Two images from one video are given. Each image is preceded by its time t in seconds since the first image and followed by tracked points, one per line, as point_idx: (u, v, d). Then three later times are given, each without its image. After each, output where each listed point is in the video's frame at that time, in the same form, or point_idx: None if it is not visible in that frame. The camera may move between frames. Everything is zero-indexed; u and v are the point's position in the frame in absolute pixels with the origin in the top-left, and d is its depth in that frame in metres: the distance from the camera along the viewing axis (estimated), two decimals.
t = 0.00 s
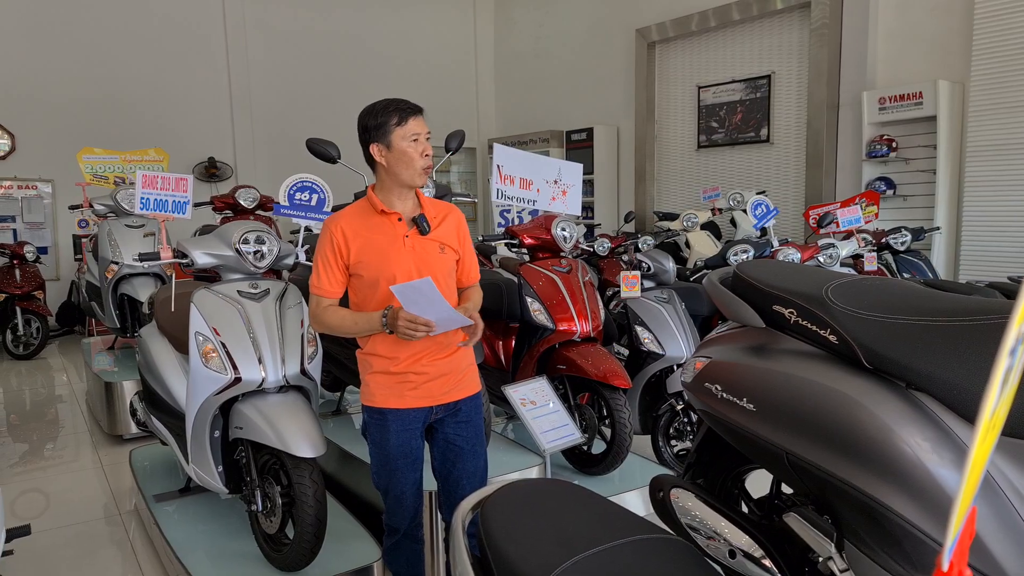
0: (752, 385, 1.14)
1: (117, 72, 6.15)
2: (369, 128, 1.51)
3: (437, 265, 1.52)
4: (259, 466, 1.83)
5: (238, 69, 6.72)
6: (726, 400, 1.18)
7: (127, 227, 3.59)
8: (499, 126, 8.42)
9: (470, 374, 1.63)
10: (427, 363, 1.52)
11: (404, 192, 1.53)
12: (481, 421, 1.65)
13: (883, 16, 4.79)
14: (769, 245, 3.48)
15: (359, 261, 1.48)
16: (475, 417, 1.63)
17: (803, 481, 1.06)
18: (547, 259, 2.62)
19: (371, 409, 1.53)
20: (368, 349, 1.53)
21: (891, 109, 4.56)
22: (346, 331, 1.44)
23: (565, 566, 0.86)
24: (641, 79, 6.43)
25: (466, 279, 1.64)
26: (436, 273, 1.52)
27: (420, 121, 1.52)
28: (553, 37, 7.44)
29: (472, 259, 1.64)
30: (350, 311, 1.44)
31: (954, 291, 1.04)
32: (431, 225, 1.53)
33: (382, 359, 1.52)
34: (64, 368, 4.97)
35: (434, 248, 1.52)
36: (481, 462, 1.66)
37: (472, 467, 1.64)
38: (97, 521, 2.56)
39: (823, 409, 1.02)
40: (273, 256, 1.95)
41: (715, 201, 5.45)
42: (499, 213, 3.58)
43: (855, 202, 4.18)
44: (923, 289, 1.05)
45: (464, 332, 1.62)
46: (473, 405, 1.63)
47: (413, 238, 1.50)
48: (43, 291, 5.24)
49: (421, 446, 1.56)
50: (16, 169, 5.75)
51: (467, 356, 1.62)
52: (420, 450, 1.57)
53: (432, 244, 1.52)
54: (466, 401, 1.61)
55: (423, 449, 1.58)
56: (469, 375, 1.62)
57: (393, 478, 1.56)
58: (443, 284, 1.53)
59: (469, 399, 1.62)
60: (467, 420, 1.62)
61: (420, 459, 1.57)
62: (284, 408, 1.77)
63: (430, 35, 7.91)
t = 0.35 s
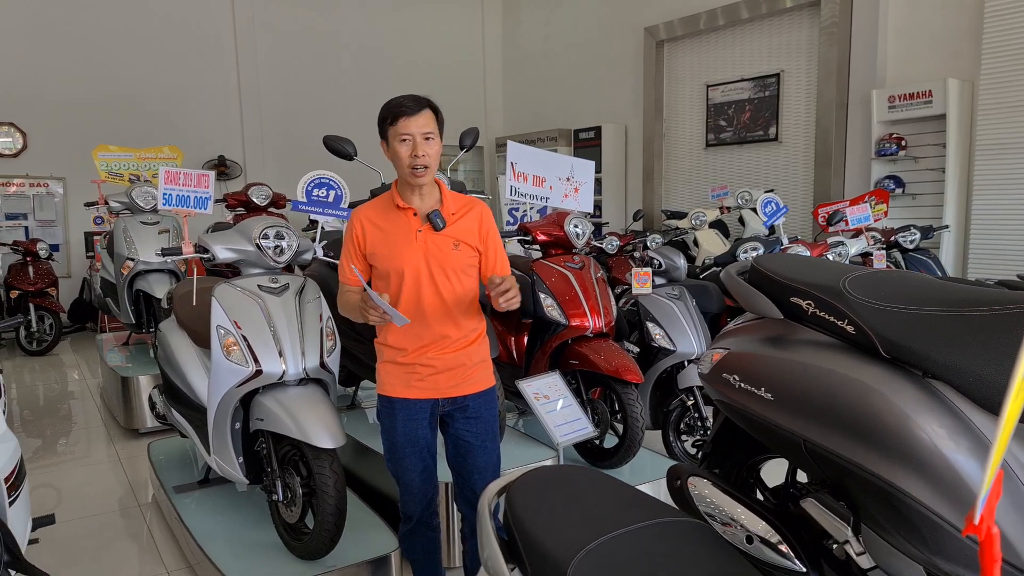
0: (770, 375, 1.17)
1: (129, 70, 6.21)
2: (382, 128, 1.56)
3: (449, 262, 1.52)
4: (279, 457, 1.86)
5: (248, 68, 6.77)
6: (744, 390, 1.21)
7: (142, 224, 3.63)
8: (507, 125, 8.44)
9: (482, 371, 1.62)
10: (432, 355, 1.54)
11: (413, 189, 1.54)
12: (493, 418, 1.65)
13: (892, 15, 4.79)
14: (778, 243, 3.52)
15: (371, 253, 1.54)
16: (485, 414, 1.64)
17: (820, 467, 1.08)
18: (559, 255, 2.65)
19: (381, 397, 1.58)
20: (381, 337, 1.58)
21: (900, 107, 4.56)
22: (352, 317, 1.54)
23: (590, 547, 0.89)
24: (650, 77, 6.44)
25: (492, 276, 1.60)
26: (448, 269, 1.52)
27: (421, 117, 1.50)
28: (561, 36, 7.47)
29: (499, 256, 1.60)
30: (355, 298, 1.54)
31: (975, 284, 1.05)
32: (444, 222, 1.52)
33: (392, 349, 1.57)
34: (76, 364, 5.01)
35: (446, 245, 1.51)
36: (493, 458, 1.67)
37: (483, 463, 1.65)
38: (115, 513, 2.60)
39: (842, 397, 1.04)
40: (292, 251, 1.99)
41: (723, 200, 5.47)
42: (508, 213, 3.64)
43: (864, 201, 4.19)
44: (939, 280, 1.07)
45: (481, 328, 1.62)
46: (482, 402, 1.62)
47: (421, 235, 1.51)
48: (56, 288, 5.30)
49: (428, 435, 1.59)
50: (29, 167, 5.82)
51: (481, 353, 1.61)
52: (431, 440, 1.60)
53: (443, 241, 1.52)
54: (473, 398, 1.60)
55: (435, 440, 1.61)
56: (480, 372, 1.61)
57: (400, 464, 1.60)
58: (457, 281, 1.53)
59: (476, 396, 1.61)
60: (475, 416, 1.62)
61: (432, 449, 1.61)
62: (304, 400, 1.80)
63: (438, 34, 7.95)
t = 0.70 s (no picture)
0: (779, 371, 1.18)
1: (137, 71, 6.24)
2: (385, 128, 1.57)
3: (442, 261, 1.49)
4: (291, 454, 1.88)
5: (255, 69, 6.80)
6: (753, 386, 1.23)
7: (152, 224, 3.66)
8: (512, 124, 8.46)
9: (478, 374, 1.57)
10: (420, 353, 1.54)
11: (410, 188, 1.53)
12: (489, 420, 1.61)
13: (898, 13, 4.79)
14: (785, 243, 3.53)
15: (375, 253, 1.58)
16: (478, 416, 1.58)
17: (829, 462, 1.10)
18: (567, 254, 2.67)
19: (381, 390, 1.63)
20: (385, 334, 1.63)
21: (906, 106, 4.56)
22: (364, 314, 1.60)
23: (605, 539, 0.91)
24: (655, 77, 6.45)
25: (498, 276, 1.53)
26: (442, 269, 1.49)
27: (407, 114, 1.49)
28: (566, 36, 7.48)
29: (503, 255, 1.52)
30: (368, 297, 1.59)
31: (986, 281, 1.05)
32: (438, 221, 1.49)
33: (392, 344, 1.60)
34: (85, 364, 5.04)
35: (440, 245, 1.49)
36: (491, 462, 1.63)
37: (479, 465, 1.61)
38: (126, 511, 2.63)
39: (851, 392, 1.06)
40: (303, 250, 2.01)
41: (729, 199, 5.47)
42: (514, 212, 3.66)
43: (870, 200, 4.19)
44: (948, 277, 1.08)
45: (479, 329, 1.58)
46: (472, 404, 1.57)
47: (414, 234, 1.50)
48: (64, 288, 5.34)
49: (421, 431, 1.59)
50: (38, 168, 5.85)
51: (477, 355, 1.57)
52: (429, 437, 1.61)
53: (437, 240, 1.49)
54: (462, 400, 1.56)
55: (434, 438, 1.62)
56: (474, 374, 1.57)
57: (397, 456, 1.62)
58: (452, 281, 1.50)
59: (465, 398, 1.56)
60: (465, 417, 1.58)
61: (430, 446, 1.61)
62: (315, 398, 1.82)
63: (443, 34, 7.97)
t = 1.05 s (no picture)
0: (781, 374, 1.17)
1: (142, 71, 6.26)
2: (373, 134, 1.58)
3: (414, 268, 1.48)
4: (293, 455, 1.89)
5: (260, 69, 6.82)
6: (755, 389, 1.22)
7: (157, 224, 3.66)
8: (516, 124, 8.45)
9: (450, 381, 1.53)
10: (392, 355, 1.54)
11: (391, 194, 1.53)
12: (457, 431, 1.55)
13: (904, 12, 4.76)
14: (789, 243, 3.52)
15: (358, 258, 1.60)
16: (448, 420, 1.54)
17: (832, 467, 1.09)
18: (570, 255, 2.66)
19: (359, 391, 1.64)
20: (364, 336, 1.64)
21: (912, 106, 4.53)
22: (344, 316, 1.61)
23: (605, 543, 0.90)
24: (660, 76, 6.43)
25: (475, 284, 1.49)
26: (415, 276, 1.48)
27: (384, 122, 1.48)
28: (571, 35, 7.46)
29: (479, 263, 1.48)
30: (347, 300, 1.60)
31: (990, 284, 1.04)
32: (413, 228, 1.48)
33: (368, 347, 1.61)
34: (90, 363, 5.06)
35: (414, 252, 1.48)
36: (461, 474, 1.58)
37: (455, 470, 1.57)
38: (130, 511, 2.63)
39: (854, 396, 1.05)
40: (305, 251, 2.01)
41: (734, 199, 5.46)
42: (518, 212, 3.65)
43: (875, 200, 4.17)
44: (952, 280, 1.07)
45: (455, 336, 1.55)
46: (439, 411, 1.54)
47: (390, 240, 1.51)
48: (70, 287, 5.36)
49: (397, 433, 1.58)
50: (44, 168, 5.88)
51: (449, 362, 1.53)
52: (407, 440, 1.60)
53: (411, 247, 1.49)
54: (430, 405, 1.53)
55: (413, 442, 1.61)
56: (445, 380, 1.53)
57: (377, 457, 1.62)
58: (424, 287, 1.48)
59: (434, 404, 1.53)
60: (434, 425, 1.55)
61: (408, 447, 1.60)
62: (316, 398, 1.82)
63: (447, 33, 7.97)
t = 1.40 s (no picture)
0: (800, 378, 1.16)
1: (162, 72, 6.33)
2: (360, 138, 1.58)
3: (404, 270, 1.47)
4: (307, 455, 1.90)
5: (278, 70, 6.87)
6: (774, 394, 1.20)
7: (175, 224, 3.70)
8: (532, 124, 8.45)
9: (436, 385, 1.49)
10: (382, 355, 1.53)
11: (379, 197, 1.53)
12: (429, 437, 1.49)
13: (926, 9, 4.69)
14: (808, 244, 3.49)
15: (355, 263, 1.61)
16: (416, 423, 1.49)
17: (852, 473, 1.07)
18: (584, 255, 2.65)
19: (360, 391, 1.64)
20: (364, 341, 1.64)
21: (935, 105, 4.46)
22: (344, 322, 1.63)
23: (618, 549, 0.89)
24: (676, 75, 6.38)
25: (466, 285, 1.47)
26: (405, 278, 1.47)
27: (362, 125, 1.47)
28: (587, 35, 7.44)
29: (469, 263, 1.45)
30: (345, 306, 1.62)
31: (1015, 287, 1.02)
32: (400, 230, 1.48)
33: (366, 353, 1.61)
34: (110, 360, 5.13)
35: (403, 254, 1.47)
36: (415, 485, 1.49)
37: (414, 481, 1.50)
38: (149, 508, 2.66)
39: (875, 401, 1.03)
40: (320, 251, 2.03)
41: (751, 199, 5.41)
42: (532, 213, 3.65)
43: (896, 200, 4.11)
44: (976, 282, 1.05)
45: (447, 339, 1.50)
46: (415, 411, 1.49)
47: (380, 244, 1.51)
48: (91, 286, 5.43)
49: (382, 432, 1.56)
50: (66, 168, 5.97)
51: (439, 365, 1.49)
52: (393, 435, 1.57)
53: (400, 249, 1.48)
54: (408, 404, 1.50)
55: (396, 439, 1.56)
56: (430, 384, 1.48)
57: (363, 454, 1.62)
58: (414, 289, 1.47)
59: (414, 403, 1.49)
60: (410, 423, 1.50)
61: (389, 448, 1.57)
62: (330, 398, 1.82)
63: (463, 34, 7.97)
